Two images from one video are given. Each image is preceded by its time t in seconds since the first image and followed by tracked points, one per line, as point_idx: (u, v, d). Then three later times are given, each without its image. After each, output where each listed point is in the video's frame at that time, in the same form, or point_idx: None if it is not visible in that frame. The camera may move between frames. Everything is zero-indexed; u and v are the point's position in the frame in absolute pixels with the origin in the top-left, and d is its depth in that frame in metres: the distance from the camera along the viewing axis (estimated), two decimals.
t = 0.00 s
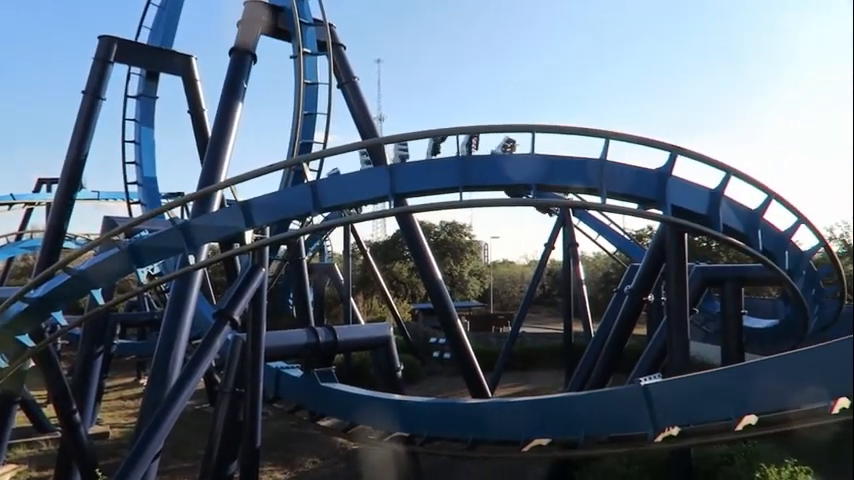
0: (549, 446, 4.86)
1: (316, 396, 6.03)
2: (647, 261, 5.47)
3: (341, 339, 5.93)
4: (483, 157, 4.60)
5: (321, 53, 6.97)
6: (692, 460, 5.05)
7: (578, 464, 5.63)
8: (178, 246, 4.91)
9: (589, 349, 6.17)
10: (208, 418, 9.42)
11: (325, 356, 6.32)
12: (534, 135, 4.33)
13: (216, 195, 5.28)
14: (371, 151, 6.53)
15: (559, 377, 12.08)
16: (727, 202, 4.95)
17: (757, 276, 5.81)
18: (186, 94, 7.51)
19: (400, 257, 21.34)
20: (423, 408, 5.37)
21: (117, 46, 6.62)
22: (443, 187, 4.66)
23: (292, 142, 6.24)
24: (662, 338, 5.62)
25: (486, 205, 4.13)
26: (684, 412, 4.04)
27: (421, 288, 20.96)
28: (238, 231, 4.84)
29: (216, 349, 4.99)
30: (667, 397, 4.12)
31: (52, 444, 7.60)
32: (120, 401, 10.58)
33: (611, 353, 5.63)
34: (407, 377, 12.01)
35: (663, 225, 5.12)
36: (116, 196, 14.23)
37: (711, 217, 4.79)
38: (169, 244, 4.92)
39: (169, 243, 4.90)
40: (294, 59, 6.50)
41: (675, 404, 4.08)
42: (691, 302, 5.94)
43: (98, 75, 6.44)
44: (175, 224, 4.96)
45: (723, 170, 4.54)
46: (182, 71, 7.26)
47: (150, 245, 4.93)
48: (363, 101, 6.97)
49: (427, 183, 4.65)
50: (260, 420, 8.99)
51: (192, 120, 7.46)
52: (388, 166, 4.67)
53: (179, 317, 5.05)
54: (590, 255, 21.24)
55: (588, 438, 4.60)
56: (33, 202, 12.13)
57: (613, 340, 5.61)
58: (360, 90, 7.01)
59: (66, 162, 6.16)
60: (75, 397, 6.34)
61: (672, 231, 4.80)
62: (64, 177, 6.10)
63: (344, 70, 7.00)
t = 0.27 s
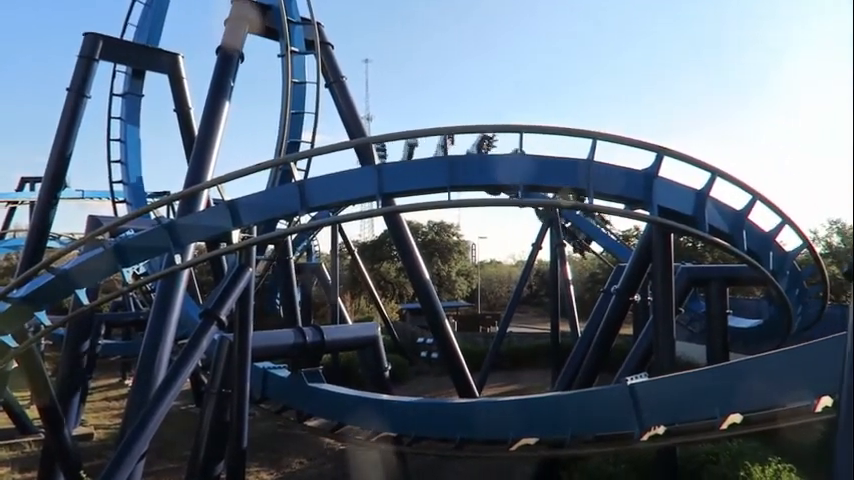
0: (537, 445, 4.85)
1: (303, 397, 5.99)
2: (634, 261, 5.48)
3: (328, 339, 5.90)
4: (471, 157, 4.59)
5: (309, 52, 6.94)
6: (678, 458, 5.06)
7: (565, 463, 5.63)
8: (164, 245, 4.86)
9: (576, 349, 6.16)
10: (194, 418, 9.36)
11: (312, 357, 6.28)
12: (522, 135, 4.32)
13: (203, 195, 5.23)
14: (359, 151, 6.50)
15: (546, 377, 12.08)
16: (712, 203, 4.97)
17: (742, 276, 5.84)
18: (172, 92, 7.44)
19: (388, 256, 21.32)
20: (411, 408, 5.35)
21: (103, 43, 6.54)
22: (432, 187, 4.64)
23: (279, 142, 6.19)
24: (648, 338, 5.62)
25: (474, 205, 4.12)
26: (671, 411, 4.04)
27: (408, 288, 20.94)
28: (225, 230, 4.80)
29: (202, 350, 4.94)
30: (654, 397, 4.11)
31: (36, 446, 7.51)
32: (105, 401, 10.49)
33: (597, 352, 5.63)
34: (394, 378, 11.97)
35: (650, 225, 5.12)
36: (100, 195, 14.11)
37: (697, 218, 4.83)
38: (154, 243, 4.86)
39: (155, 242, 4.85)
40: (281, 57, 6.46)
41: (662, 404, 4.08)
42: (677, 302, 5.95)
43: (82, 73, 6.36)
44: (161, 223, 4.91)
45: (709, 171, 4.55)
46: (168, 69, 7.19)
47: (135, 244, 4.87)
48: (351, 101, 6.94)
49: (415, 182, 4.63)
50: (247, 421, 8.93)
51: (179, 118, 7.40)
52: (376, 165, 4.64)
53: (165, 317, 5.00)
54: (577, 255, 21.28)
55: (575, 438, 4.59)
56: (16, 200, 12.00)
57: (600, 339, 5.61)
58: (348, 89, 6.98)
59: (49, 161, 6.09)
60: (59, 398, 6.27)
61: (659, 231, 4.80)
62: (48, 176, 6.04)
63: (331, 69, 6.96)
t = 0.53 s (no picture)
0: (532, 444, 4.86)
1: (299, 396, 5.98)
2: (630, 260, 5.49)
3: (324, 338, 5.89)
4: (467, 156, 4.59)
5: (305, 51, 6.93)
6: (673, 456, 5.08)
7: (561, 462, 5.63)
8: (159, 244, 4.85)
9: (572, 347, 6.17)
10: (189, 417, 9.34)
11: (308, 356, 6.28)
12: (519, 134, 4.31)
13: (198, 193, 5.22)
14: (355, 149, 6.49)
15: (542, 375, 12.10)
16: (708, 202, 4.98)
17: (737, 275, 5.85)
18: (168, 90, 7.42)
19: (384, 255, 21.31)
20: (407, 407, 5.34)
21: (98, 41, 6.52)
22: (428, 186, 4.64)
23: (275, 140, 6.18)
24: (643, 336, 5.63)
25: (470, 204, 4.12)
26: (667, 410, 4.05)
27: (404, 287, 20.93)
28: (220, 229, 4.79)
29: (197, 349, 4.93)
30: (649, 395, 4.12)
31: (30, 445, 7.50)
32: (100, 400, 10.48)
33: (593, 351, 5.63)
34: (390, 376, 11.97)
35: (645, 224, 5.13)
36: (96, 193, 14.08)
37: (692, 217, 4.85)
38: (149, 242, 4.85)
39: (150, 241, 4.83)
40: (277, 56, 6.45)
41: (657, 402, 4.09)
42: (672, 301, 5.96)
43: (77, 70, 6.34)
44: (157, 221, 4.89)
45: (705, 171, 4.55)
46: (164, 68, 7.17)
47: (131, 243, 4.85)
48: (347, 99, 6.93)
49: (411, 181, 4.62)
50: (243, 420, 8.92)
51: (174, 116, 7.38)
52: (372, 164, 4.64)
53: (160, 316, 4.98)
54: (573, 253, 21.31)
55: (571, 436, 4.60)
56: (10, 199, 11.96)
57: (596, 338, 5.61)
58: (344, 88, 6.97)
59: (44, 159, 6.06)
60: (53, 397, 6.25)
61: (655, 230, 4.80)
62: (43, 174, 6.02)
63: (327, 67, 6.95)
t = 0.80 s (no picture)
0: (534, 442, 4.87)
1: (301, 395, 5.99)
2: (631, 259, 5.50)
3: (326, 337, 5.89)
4: (468, 155, 4.59)
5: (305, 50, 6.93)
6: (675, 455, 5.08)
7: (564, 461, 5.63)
8: (161, 244, 4.85)
9: (574, 346, 6.16)
10: (192, 417, 9.35)
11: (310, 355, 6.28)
12: (519, 133, 4.31)
13: (200, 193, 5.22)
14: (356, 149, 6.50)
15: (544, 374, 12.10)
16: (709, 201, 4.98)
17: (738, 273, 5.85)
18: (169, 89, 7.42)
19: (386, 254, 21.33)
20: (409, 406, 5.35)
21: (98, 41, 6.52)
22: (429, 185, 4.64)
23: (276, 139, 6.18)
24: (645, 335, 5.63)
25: (472, 203, 4.12)
26: (667, 408, 4.05)
27: (406, 286, 20.93)
28: (222, 229, 4.80)
29: (199, 348, 4.93)
30: (650, 393, 4.12)
31: (33, 445, 7.50)
32: (102, 400, 10.49)
33: (595, 349, 5.63)
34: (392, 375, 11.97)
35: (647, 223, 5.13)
36: (97, 193, 14.09)
37: (694, 216, 4.85)
38: (151, 242, 4.85)
39: (152, 241, 4.84)
40: (278, 55, 6.45)
41: (659, 401, 4.09)
42: (673, 300, 5.96)
43: (78, 70, 6.34)
44: (158, 222, 4.90)
45: (706, 169, 4.55)
46: (165, 67, 7.16)
47: (133, 243, 4.85)
48: (348, 98, 6.93)
49: (412, 180, 4.62)
50: (245, 419, 8.93)
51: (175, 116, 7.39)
52: (373, 164, 4.65)
53: (162, 315, 4.99)
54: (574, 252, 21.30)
55: (572, 435, 4.60)
56: (12, 199, 11.98)
57: (597, 337, 5.61)
58: (345, 87, 6.97)
59: (46, 159, 6.05)
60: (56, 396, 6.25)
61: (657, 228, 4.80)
62: (44, 174, 6.00)
63: (328, 67, 6.96)
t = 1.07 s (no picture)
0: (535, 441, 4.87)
1: (301, 395, 5.99)
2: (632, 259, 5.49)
3: (327, 337, 5.90)
4: (469, 154, 4.59)
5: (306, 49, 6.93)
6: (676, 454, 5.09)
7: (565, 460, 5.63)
8: (161, 243, 4.85)
9: (575, 345, 6.16)
10: (193, 416, 9.36)
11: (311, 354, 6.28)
12: (521, 133, 4.31)
13: (200, 192, 5.22)
14: (357, 148, 6.49)
15: (545, 374, 12.09)
16: (710, 200, 4.98)
17: (738, 273, 5.86)
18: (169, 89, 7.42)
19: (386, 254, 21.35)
20: (410, 405, 5.35)
21: (99, 40, 6.50)
22: (430, 184, 4.64)
23: (277, 139, 6.18)
24: (646, 334, 5.63)
25: (472, 202, 4.12)
26: (668, 407, 4.05)
27: (407, 285, 20.93)
28: (223, 228, 4.80)
29: (200, 347, 4.93)
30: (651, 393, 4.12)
31: (34, 444, 7.51)
32: (103, 399, 10.50)
33: (596, 349, 5.64)
34: (393, 374, 11.98)
35: (647, 223, 5.12)
36: (98, 192, 14.09)
37: (695, 215, 4.85)
38: (151, 241, 4.85)
39: (153, 241, 4.84)
40: (279, 55, 6.45)
41: (659, 400, 4.08)
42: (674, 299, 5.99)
43: (79, 70, 6.34)
44: (159, 221, 4.89)
45: (707, 169, 4.55)
46: (166, 67, 7.15)
47: (134, 242, 4.85)
48: (348, 97, 6.93)
49: (413, 180, 4.62)
50: (246, 419, 8.93)
51: (176, 115, 7.39)
52: (374, 163, 4.64)
53: (162, 314, 4.98)
54: (575, 251, 21.32)
55: (573, 434, 4.60)
56: (13, 198, 11.99)
57: (597, 336, 5.60)
58: (346, 86, 6.97)
59: (47, 159, 6.04)
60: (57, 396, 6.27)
61: (657, 228, 4.79)
62: (45, 174, 5.99)
63: (329, 66, 6.96)
